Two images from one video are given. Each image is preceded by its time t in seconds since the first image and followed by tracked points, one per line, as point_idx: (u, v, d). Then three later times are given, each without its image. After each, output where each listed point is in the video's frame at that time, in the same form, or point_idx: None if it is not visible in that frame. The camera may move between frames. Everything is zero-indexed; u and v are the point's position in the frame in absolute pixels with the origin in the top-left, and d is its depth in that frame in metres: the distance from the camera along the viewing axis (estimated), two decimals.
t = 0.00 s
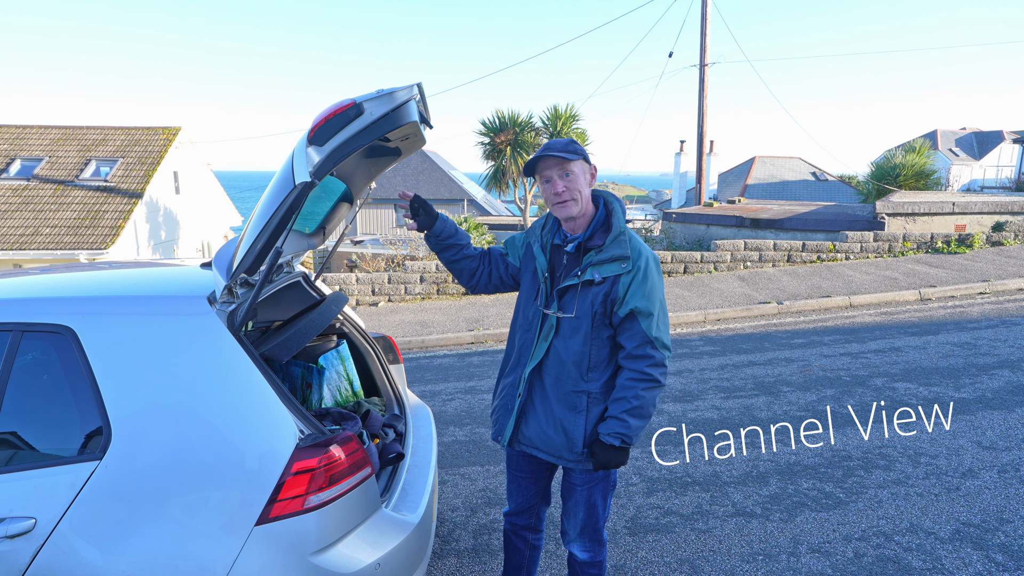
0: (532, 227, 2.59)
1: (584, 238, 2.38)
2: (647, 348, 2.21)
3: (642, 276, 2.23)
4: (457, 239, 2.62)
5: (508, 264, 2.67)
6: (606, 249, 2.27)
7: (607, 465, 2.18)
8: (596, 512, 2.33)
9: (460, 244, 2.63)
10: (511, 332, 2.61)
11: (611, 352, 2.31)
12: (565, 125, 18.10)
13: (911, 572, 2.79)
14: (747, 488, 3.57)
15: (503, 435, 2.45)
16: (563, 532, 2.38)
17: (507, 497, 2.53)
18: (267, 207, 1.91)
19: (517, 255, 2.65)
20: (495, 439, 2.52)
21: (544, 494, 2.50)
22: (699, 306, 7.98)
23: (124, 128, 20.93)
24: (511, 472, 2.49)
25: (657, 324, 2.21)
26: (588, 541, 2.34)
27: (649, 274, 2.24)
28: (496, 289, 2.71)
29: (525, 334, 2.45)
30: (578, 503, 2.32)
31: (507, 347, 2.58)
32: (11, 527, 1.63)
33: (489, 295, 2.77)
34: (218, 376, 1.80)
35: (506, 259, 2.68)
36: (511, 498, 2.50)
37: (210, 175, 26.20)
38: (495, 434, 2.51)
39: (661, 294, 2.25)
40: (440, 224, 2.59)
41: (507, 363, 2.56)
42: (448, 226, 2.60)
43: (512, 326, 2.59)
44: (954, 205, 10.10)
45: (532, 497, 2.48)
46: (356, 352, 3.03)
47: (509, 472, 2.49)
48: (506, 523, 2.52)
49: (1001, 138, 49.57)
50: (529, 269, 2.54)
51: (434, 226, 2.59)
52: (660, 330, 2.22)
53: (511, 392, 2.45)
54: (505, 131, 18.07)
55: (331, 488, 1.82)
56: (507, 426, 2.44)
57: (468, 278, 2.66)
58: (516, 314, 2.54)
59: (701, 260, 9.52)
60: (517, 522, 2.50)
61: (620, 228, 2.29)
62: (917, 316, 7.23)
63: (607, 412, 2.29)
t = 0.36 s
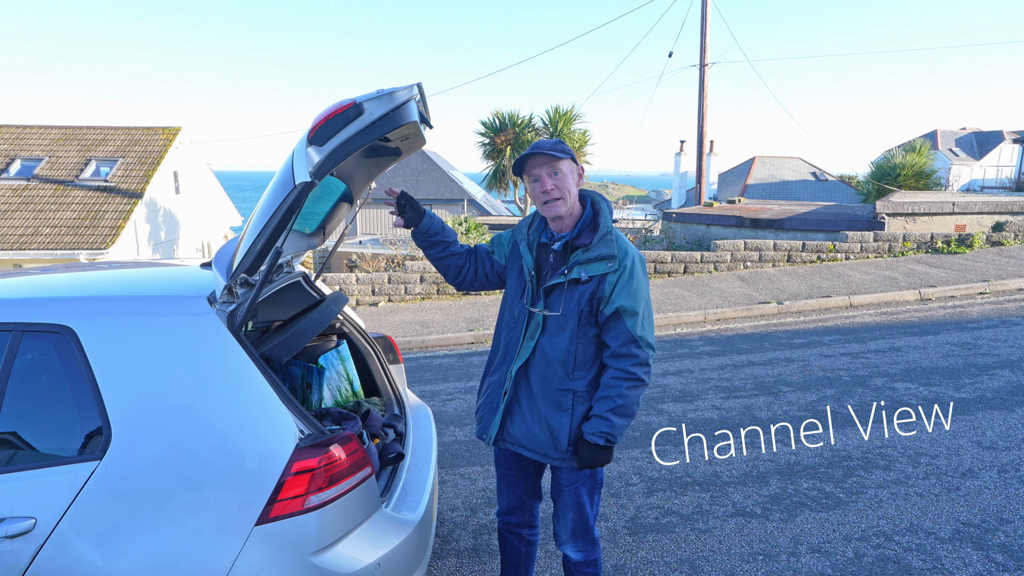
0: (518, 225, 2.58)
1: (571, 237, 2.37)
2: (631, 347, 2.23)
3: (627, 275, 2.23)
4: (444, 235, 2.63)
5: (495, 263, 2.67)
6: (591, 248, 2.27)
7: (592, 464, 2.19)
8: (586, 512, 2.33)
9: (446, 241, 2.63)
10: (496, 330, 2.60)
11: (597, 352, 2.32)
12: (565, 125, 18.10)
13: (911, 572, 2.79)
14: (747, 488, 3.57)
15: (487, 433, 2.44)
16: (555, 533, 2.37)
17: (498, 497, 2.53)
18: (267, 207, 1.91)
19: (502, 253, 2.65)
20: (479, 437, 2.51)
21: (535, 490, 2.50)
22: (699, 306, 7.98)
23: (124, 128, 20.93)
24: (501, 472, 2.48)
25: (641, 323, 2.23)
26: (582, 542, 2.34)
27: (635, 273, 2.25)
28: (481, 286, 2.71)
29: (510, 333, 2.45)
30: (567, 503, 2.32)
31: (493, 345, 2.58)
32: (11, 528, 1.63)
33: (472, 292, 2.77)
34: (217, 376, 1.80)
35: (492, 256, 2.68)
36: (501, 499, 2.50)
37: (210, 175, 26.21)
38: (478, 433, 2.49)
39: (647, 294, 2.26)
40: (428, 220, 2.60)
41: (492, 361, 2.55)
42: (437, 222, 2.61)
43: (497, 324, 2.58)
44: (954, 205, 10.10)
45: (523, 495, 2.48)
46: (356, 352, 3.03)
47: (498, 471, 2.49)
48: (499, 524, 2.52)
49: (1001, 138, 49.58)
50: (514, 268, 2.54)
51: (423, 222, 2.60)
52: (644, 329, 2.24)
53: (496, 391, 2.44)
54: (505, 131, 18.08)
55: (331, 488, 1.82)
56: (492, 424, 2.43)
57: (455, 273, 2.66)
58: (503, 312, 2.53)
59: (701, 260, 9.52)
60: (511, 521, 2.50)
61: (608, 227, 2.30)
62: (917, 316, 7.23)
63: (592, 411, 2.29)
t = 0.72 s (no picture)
0: (513, 223, 2.59)
1: (567, 235, 2.38)
2: (626, 346, 2.23)
3: (622, 275, 2.24)
4: (437, 231, 2.62)
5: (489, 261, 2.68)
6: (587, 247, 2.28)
7: (586, 463, 2.21)
8: (582, 511, 2.33)
9: (440, 237, 2.62)
10: (489, 328, 2.59)
11: (591, 351, 2.32)
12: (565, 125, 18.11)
13: (911, 572, 2.78)
14: (747, 488, 3.57)
15: (480, 431, 2.43)
16: (553, 533, 2.37)
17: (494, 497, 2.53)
18: (267, 207, 1.91)
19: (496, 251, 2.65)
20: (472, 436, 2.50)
21: (530, 489, 2.50)
22: (699, 306, 7.98)
23: (124, 128, 20.93)
24: (495, 473, 2.48)
25: (635, 323, 2.24)
26: (580, 541, 2.34)
27: (630, 273, 2.25)
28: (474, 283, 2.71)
29: (504, 331, 2.44)
30: (563, 503, 2.32)
31: (486, 343, 2.57)
32: (11, 527, 1.63)
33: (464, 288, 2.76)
34: (218, 376, 1.80)
35: (485, 253, 2.70)
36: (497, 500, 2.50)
37: (210, 175, 26.21)
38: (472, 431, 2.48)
39: (642, 294, 2.27)
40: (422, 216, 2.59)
41: (485, 359, 2.54)
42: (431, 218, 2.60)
43: (490, 321, 2.57)
44: (954, 205, 10.10)
45: (518, 494, 2.48)
46: (356, 352, 3.03)
47: (493, 470, 2.49)
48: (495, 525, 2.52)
49: (1001, 138, 49.58)
50: (508, 266, 2.54)
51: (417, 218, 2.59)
52: (638, 328, 2.25)
53: (490, 388, 2.43)
54: (505, 131, 18.08)
55: (331, 488, 1.82)
56: (485, 422, 2.42)
57: (447, 268, 2.67)
58: (496, 310, 2.52)
59: (701, 260, 9.52)
60: (508, 520, 2.50)
61: (604, 227, 2.31)
62: (917, 316, 7.23)
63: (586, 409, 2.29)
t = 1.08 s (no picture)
0: (511, 223, 2.59)
1: (567, 235, 2.38)
2: (627, 346, 2.25)
3: (622, 274, 2.24)
4: (437, 231, 2.62)
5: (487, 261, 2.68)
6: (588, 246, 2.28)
7: (586, 463, 2.21)
8: (582, 511, 2.33)
9: (440, 236, 2.63)
10: (488, 328, 2.59)
11: (591, 350, 2.33)
12: (565, 125, 18.11)
13: (911, 572, 2.79)
14: (747, 488, 3.57)
15: (480, 431, 2.43)
16: (553, 533, 2.37)
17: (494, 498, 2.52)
18: (267, 207, 1.91)
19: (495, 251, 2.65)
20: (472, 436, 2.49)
21: (530, 489, 2.50)
22: (698, 306, 7.98)
23: (124, 128, 20.93)
24: (495, 474, 2.48)
25: (636, 323, 2.25)
26: (579, 540, 2.34)
27: (630, 274, 2.26)
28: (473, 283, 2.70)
29: (504, 330, 2.43)
30: (563, 503, 2.32)
31: (485, 343, 2.57)
32: (11, 527, 1.63)
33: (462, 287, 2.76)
34: (217, 377, 1.80)
35: (484, 253, 2.70)
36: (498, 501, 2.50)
37: (210, 175, 26.21)
38: (471, 432, 2.47)
39: (642, 294, 2.27)
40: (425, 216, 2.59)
41: (484, 359, 2.54)
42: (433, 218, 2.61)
43: (489, 321, 2.57)
44: (954, 205, 10.10)
45: (518, 494, 2.48)
46: (356, 351, 3.03)
47: (492, 471, 2.49)
48: (495, 526, 2.52)
49: (1001, 138, 49.60)
50: (507, 266, 2.54)
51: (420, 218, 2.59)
52: (639, 328, 2.26)
53: (489, 388, 2.42)
54: (505, 131, 18.08)
55: (331, 488, 1.82)
56: (485, 422, 2.41)
57: (445, 268, 2.67)
58: (495, 310, 2.52)
59: (701, 260, 9.52)
60: (508, 521, 2.50)
61: (605, 227, 2.31)
62: (917, 316, 7.23)
63: (587, 410, 2.29)
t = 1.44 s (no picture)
0: (514, 224, 2.59)
1: (570, 236, 2.38)
2: (628, 348, 2.25)
3: (625, 276, 2.24)
4: (429, 235, 2.63)
5: (489, 261, 2.68)
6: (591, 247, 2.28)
7: (586, 465, 2.21)
8: (582, 512, 2.33)
9: (433, 240, 2.63)
10: (489, 328, 2.59)
11: (592, 352, 2.33)
12: (565, 125, 18.10)
13: (911, 572, 2.79)
14: (747, 488, 3.57)
15: (480, 432, 2.43)
16: (553, 534, 2.37)
17: (493, 499, 2.52)
18: (267, 207, 1.91)
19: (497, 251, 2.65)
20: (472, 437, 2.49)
21: (530, 489, 2.50)
22: (699, 306, 7.98)
23: (124, 128, 20.93)
24: (495, 475, 2.48)
25: (637, 325, 2.25)
26: (579, 541, 2.34)
27: (632, 275, 2.26)
28: (474, 283, 2.70)
29: (505, 331, 2.43)
30: (563, 504, 2.31)
31: (486, 344, 2.57)
32: (11, 527, 1.63)
33: (463, 288, 2.76)
34: (218, 377, 1.80)
35: (485, 254, 2.69)
36: (498, 502, 2.50)
37: (210, 175, 26.22)
38: (471, 432, 2.47)
39: (644, 296, 2.27)
40: (413, 224, 2.59)
41: (485, 359, 2.54)
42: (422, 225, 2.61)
43: (490, 321, 2.57)
44: (954, 205, 10.10)
45: (518, 495, 2.48)
46: (356, 352, 3.03)
47: (492, 472, 2.48)
48: (496, 527, 2.52)
49: (1001, 138, 49.60)
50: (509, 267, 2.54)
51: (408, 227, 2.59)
52: (641, 330, 2.26)
53: (490, 388, 2.42)
54: (505, 131, 18.08)
55: (331, 488, 1.82)
56: (485, 422, 2.41)
57: (447, 269, 2.66)
58: (496, 310, 2.52)
59: (701, 260, 9.52)
60: (508, 521, 2.50)
61: (608, 228, 2.31)
62: (917, 316, 7.23)
63: (587, 411, 2.29)
